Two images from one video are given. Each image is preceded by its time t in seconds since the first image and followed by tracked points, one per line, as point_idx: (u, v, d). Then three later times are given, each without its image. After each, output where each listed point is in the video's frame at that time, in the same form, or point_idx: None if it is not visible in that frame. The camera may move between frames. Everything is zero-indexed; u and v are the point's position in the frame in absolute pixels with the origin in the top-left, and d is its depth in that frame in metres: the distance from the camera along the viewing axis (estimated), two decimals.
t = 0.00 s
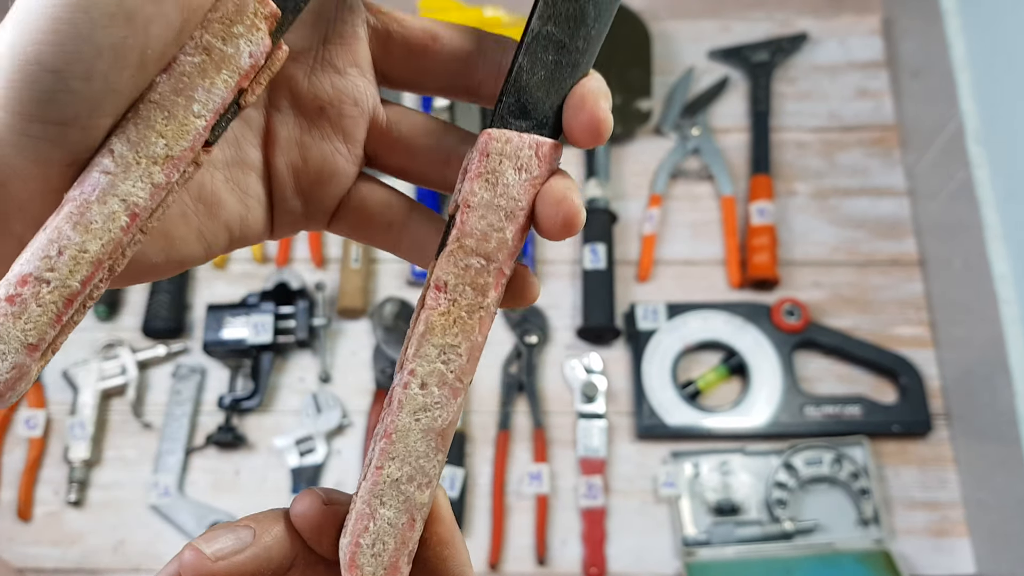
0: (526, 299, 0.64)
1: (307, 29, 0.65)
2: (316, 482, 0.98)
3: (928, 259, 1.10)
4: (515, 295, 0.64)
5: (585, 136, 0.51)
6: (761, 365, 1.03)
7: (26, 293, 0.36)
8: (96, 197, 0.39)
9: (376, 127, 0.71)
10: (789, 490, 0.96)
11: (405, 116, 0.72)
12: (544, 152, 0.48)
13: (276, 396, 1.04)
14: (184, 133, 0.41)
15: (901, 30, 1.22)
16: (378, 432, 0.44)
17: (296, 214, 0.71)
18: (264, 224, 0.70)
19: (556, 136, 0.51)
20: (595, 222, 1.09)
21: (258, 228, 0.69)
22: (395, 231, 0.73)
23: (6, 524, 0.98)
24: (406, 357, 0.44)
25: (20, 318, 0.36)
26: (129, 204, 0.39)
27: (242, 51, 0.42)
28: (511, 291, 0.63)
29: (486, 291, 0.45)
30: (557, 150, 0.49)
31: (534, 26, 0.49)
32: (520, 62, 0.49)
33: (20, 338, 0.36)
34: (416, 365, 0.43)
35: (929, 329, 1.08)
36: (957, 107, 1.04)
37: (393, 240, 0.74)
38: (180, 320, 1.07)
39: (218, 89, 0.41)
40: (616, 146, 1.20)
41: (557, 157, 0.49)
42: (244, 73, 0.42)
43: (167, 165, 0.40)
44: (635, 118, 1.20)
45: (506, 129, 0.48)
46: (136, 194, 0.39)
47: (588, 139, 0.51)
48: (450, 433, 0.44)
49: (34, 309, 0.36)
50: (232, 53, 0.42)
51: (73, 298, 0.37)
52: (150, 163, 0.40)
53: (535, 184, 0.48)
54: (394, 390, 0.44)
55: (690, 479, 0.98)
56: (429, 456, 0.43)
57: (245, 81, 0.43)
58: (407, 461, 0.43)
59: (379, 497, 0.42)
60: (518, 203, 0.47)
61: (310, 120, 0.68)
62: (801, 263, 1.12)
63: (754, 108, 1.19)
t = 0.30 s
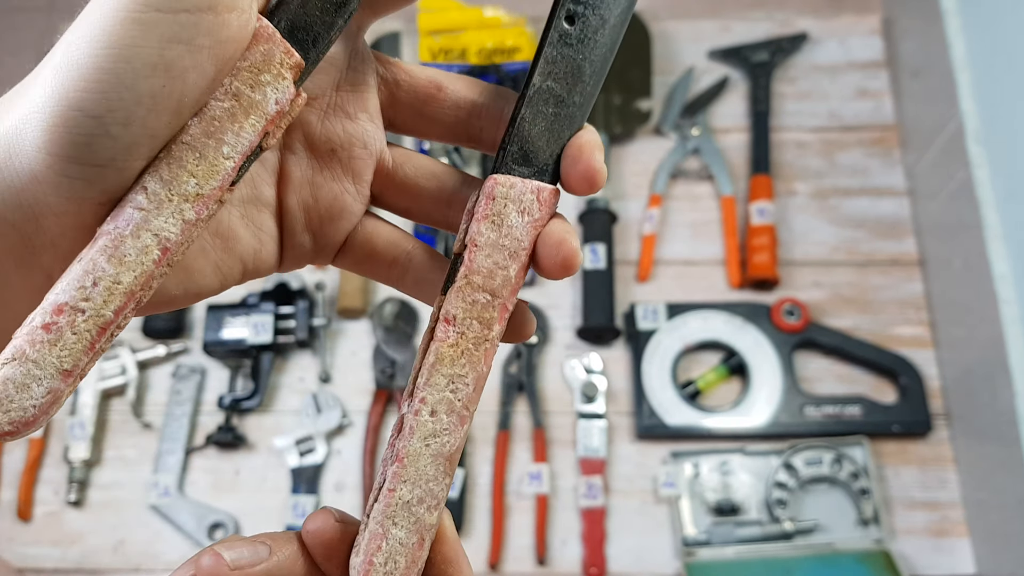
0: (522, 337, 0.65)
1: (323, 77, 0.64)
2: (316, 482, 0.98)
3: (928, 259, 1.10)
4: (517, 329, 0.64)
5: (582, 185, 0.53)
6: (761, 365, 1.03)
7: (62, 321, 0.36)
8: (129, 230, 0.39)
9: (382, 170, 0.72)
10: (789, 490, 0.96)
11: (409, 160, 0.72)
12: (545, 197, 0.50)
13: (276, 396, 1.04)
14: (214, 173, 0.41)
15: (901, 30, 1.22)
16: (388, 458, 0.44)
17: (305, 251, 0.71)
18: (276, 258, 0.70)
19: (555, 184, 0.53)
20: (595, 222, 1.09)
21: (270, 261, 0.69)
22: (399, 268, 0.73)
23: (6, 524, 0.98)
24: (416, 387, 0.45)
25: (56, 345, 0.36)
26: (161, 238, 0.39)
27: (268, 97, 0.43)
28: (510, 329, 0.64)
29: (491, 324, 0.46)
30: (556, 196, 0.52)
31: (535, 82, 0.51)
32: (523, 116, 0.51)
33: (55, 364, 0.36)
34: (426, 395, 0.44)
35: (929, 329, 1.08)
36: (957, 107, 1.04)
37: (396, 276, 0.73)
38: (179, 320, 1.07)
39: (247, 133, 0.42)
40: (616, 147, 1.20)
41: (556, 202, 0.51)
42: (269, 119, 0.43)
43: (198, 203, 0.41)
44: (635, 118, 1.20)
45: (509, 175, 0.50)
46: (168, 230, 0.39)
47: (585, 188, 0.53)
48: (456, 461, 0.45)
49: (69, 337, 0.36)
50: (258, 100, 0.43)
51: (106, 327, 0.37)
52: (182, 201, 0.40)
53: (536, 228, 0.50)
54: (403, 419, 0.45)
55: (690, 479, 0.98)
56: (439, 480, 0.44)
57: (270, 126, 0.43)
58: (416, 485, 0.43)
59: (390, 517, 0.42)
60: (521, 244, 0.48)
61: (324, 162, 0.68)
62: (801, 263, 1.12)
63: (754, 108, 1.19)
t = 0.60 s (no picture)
0: (520, 364, 0.68)
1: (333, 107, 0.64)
2: (316, 482, 0.98)
3: (928, 259, 1.10)
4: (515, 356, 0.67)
5: (579, 222, 0.55)
6: (761, 365, 1.03)
7: (73, 347, 0.36)
8: (141, 259, 0.39)
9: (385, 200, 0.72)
10: (789, 490, 0.96)
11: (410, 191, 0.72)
12: (544, 233, 0.51)
13: (276, 396, 1.04)
14: (226, 204, 0.41)
15: (901, 30, 1.22)
16: (387, 489, 0.44)
17: (309, 276, 0.71)
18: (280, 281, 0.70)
19: (554, 220, 0.54)
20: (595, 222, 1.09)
21: (274, 285, 0.69)
22: (400, 296, 0.73)
23: (6, 524, 0.98)
24: (416, 417, 0.45)
25: (67, 370, 0.36)
26: (172, 267, 0.39)
27: (279, 130, 0.43)
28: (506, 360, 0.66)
29: (491, 356, 0.47)
30: (555, 233, 0.53)
31: (537, 121, 0.52)
32: (524, 154, 0.52)
33: (66, 389, 0.36)
34: (426, 425, 0.44)
35: (928, 329, 1.08)
36: (958, 107, 1.04)
37: (397, 303, 0.74)
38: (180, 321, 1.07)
39: (258, 165, 0.42)
40: (616, 147, 1.20)
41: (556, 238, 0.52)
42: (281, 151, 0.43)
43: (209, 233, 0.41)
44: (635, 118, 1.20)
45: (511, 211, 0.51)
46: (179, 259, 0.40)
47: (582, 225, 0.55)
48: (453, 491, 0.45)
49: (81, 362, 0.36)
50: (271, 133, 0.43)
51: (116, 353, 0.37)
52: (193, 230, 0.40)
53: (535, 262, 0.51)
54: (403, 447, 0.45)
55: (690, 479, 0.98)
56: (437, 509, 0.44)
57: (282, 159, 0.43)
58: (415, 513, 0.43)
59: (389, 545, 0.42)
60: (520, 279, 0.49)
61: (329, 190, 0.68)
62: (801, 263, 1.12)
63: (754, 108, 1.19)
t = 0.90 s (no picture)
0: (539, 398, 0.66)
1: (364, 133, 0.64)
2: (316, 481, 0.98)
3: (928, 259, 1.10)
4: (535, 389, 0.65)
5: (607, 256, 0.57)
6: (761, 365, 1.03)
7: (121, 389, 0.36)
8: (188, 299, 0.39)
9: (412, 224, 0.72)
10: (789, 490, 0.96)
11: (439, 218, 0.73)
12: (574, 267, 0.52)
13: (276, 396, 1.04)
14: (269, 242, 0.42)
15: (901, 30, 1.23)
16: (421, 520, 0.45)
17: (336, 298, 0.71)
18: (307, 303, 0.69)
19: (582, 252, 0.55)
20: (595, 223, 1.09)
21: (302, 309, 0.69)
22: (425, 321, 0.73)
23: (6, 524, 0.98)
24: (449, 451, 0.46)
25: (115, 413, 0.36)
26: (217, 306, 0.40)
27: (322, 168, 0.43)
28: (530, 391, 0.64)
29: (521, 392, 0.48)
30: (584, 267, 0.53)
31: (567, 155, 0.53)
32: (556, 189, 0.53)
33: (116, 431, 0.36)
34: (459, 459, 0.46)
35: (928, 329, 1.08)
36: (958, 107, 1.04)
37: (422, 328, 0.74)
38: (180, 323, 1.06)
39: (301, 203, 0.43)
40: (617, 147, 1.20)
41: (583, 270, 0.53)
42: (323, 188, 0.44)
43: (254, 272, 0.41)
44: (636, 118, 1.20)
45: (541, 246, 0.52)
46: (224, 298, 0.40)
47: (609, 259, 0.57)
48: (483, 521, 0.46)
49: (129, 403, 0.36)
50: (313, 170, 0.43)
51: (163, 394, 0.38)
52: (237, 269, 0.41)
53: (564, 297, 0.51)
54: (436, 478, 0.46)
55: (690, 479, 0.98)
56: (468, 538, 0.45)
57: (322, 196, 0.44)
58: (449, 544, 0.44)
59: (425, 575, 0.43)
60: (551, 314, 0.50)
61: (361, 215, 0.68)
62: (801, 263, 1.12)
63: (754, 108, 1.19)
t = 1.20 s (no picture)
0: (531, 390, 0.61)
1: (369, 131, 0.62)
2: (316, 482, 0.98)
3: (928, 259, 1.10)
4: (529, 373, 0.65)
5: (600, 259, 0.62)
6: (761, 365, 1.03)
7: (162, 429, 0.37)
8: (223, 337, 0.39)
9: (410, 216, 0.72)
10: (789, 490, 0.96)
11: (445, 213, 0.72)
12: (571, 275, 0.52)
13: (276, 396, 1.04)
14: (298, 272, 0.42)
15: (901, 30, 1.22)
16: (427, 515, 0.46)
17: (336, 290, 0.70)
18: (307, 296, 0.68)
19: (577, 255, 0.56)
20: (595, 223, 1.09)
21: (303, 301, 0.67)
22: (423, 313, 0.73)
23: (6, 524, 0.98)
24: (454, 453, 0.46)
25: (158, 451, 0.37)
26: (251, 339, 0.40)
27: (347, 194, 0.43)
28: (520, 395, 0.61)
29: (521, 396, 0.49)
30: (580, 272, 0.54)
31: (570, 163, 0.53)
32: (560, 197, 0.53)
33: (158, 468, 0.37)
34: (466, 461, 0.46)
35: (928, 329, 1.08)
36: (958, 107, 1.04)
37: (419, 320, 0.74)
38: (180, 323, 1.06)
39: (329, 231, 0.42)
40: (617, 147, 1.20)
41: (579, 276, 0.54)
42: (348, 215, 0.44)
43: (284, 303, 0.41)
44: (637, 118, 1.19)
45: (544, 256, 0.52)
46: (258, 331, 0.40)
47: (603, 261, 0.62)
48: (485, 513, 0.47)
49: (169, 441, 0.37)
50: (338, 198, 0.43)
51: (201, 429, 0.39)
52: (268, 301, 0.40)
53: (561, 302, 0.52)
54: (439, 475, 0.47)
55: (690, 479, 0.98)
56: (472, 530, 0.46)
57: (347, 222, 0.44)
58: (454, 536, 0.45)
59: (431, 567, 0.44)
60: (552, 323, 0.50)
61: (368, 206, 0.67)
62: (801, 263, 1.12)
63: (754, 108, 1.19)
